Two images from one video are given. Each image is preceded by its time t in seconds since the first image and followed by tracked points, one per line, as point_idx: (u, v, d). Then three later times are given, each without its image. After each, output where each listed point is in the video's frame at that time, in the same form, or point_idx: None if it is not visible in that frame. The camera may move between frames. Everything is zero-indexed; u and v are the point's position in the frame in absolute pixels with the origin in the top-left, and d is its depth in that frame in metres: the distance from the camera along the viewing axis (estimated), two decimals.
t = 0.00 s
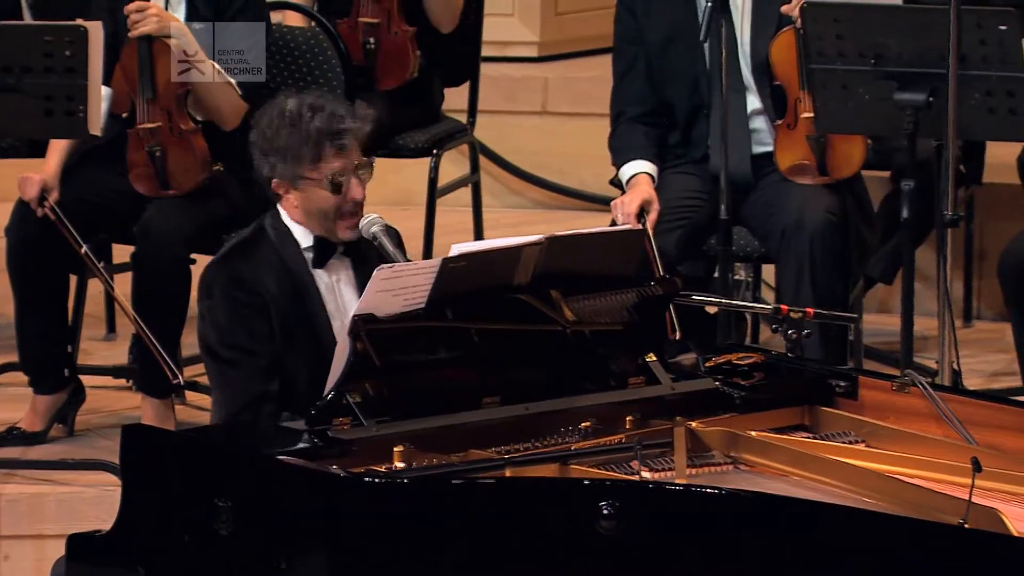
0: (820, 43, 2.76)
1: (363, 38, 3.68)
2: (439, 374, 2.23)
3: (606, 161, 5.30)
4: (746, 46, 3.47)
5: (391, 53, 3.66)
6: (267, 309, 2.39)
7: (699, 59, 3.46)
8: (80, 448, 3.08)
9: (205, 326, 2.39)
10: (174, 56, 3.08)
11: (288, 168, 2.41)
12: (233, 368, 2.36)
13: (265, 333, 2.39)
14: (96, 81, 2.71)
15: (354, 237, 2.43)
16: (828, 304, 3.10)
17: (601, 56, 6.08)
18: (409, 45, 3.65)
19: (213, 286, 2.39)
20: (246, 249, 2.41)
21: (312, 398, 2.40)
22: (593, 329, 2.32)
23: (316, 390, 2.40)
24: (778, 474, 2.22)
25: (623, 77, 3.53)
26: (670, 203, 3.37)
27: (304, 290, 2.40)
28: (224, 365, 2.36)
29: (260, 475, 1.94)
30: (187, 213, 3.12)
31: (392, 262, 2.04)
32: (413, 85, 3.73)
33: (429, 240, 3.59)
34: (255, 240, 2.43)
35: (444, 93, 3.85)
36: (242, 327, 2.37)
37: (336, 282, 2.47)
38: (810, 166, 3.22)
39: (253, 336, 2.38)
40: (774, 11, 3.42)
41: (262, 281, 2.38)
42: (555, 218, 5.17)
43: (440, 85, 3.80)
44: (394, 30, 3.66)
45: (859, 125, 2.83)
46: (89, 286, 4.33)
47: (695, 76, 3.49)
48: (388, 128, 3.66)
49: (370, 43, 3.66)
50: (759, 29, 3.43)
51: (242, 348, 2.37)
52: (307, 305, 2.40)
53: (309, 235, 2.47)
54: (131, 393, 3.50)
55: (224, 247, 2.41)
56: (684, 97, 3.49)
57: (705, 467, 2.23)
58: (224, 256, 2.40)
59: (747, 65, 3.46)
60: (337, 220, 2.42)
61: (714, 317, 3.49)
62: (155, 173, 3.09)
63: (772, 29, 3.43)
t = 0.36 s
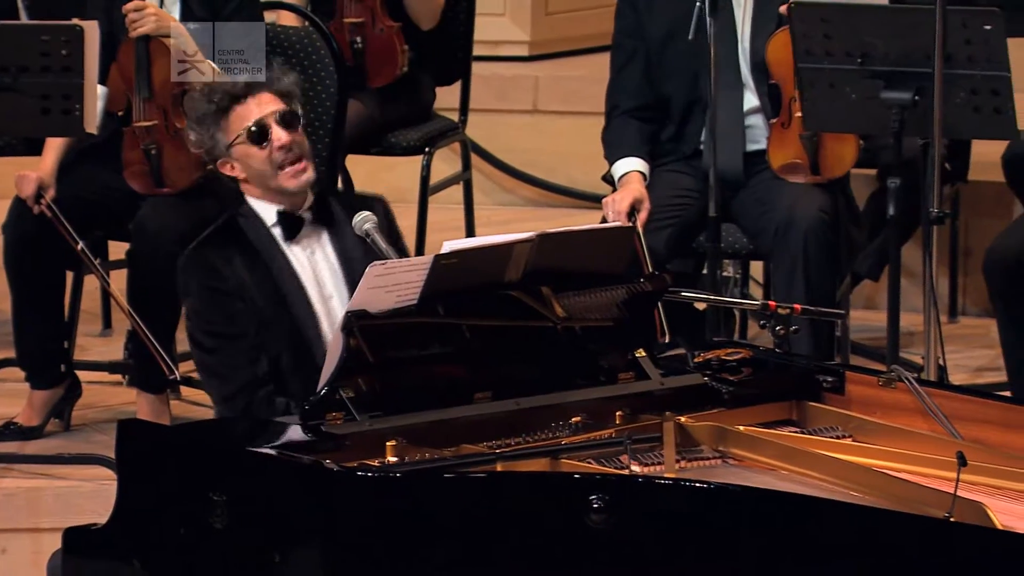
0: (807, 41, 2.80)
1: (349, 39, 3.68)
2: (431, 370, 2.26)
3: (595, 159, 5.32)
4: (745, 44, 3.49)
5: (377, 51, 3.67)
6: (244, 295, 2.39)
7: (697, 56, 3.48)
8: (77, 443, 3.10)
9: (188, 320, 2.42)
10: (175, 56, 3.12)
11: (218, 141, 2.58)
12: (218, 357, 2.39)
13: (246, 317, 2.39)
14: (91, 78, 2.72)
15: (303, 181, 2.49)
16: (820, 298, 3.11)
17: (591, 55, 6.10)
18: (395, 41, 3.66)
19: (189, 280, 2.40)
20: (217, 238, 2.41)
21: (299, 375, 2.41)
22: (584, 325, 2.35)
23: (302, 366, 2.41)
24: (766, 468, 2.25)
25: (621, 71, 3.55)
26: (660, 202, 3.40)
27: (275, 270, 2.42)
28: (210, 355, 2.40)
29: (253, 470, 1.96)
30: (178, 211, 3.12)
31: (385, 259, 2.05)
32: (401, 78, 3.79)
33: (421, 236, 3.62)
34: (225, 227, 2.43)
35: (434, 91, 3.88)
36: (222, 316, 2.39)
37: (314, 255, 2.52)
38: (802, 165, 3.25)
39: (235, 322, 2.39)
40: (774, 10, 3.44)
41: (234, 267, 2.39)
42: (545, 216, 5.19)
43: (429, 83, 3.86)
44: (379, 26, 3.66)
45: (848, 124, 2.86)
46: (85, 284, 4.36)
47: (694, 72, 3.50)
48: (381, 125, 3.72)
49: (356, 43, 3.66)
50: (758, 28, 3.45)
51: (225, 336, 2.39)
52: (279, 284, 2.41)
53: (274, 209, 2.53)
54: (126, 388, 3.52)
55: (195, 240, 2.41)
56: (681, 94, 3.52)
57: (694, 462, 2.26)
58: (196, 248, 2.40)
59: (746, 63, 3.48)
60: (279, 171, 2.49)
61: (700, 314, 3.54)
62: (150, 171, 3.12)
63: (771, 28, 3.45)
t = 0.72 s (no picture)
0: (798, 43, 2.83)
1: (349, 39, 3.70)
2: (427, 368, 2.29)
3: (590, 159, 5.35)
4: (746, 43, 3.51)
5: (377, 52, 3.68)
6: (245, 303, 2.44)
7: (695, 54, 3.51)
8: (77, 439, 3.13)
9: (190, 323, 2.48)
10: (174, 56, 3.13)
11: (243, 148, 2.52)
12: (218, 362, 2.45)
13: (247, 324, 2.44)
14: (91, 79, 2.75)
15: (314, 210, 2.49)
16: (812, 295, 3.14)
17: (586, 56, 6.12)
18: (394, 43, 3.67)
19: (192, 284, 2.46)
20: (222, 245, 2.47)
21: (297, 385, 2.45)
22: (578, 322, 2.38)
23: (300, 376, 2.45)
24: (758, 464, 2.28)
25: (621, 67, 3.59)
26: (656, 202, 3.42)
27: (279, 281, 2.45)
28: (210, 359, 2.46)
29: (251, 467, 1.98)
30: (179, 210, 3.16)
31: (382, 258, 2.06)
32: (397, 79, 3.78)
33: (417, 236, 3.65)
34: (231, 235, 2.48)
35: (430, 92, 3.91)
36: (222, 322, 2.45)
37: (317, 270, 2.55)
38: (797, 163, 3.32)
39: (235, 329, 2.44)
40: (774, 10, 3.47)
41: (237, 276, 2.44)
42: (540, 215, 5.22)
43: (426, 85, 3.88)
44: (379, 28, 3.68)
45: (836, 125, 2.89)
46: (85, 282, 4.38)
47: (693, 69, 3.52)
48: (377, 125, 3.76)
49: (355, 44, 3.69)
50: (759, 26, 3.48)
51: (224, 341, 2.45)
52: (282, 296, 2.45)
53: (282, 224, 2.54)
54: (126, 385, 3.55)
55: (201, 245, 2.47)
56: (680, 90, 3.53)
57: (687, 458, 2.28)
58: (202, 253, 2.46)
59: (746, 61, 3.51)
60: (294, 194, 2.48)
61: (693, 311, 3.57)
62: (149, 170, 3.14)
63: (771, 27, 3.48)
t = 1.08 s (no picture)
0: (791, 45, 2.87)
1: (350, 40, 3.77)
2: (425, 366, 2.32)
3: (586, 159, 5.38)
4: (740, 45, 3.55)
5: (378, 54, 3.75)
6: (262, 296, 2.48)
7: (691, 56, 3.55)
8: (80, 436, 3.16)
9: (202, 311, 2.49)
10: (174, 57, 3.17)
11: (278, 145, 2.54)
12: (229, 351, 2.46)
13: (261, 317, 2.49)
14: (94, 80, 2.80)
15: (332, 218, 2.52)
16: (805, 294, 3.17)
17: (581, 58, 6.16)
18: (396, 45, 3.74)
19: (212, 272, 2.48)
20: (244, 237, 2.51)
21: (305, 381, 2.51)
22: (573, 320, 2.41)
23: (309, 373, 2.50)
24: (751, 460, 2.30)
25: (617, 68, 3.61)
26: (651, 201, 3.46)
27: (297, 277, 2.50)
28: (222, 348, 2.46)
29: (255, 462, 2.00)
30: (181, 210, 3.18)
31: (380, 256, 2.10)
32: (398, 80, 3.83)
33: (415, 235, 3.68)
34: (253, 229, 2.53)
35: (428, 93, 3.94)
36: (237, 312, 2.48)
37: (333, 268, 2.57)
38: (790, 164, 3.34)
39: (250, 320, 2.48)
40: (769, 13, 3.50)
41: (258, 268, 2.48)
42: (537, 214, 5.25)
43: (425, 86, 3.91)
44: (381, 32, 3.75)
45: (828, 125, 2.91)
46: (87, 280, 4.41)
47: (688, 71, 3.56)
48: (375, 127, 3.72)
49: (357, 45, 3.76)
50: (754, 29, 3.51)
51: (237, 331, 2.47)
52: (299, 291, 2.49)
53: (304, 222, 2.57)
54: (127, 383, 3.58)
55: (223, 235, 2.50)
56: (675, 91, 3.57)
57: (682, 454, 2.31)
58: (224, 243, 2.49)
59: (741, 63, 3.55)
60: (316, 199, 2.51)
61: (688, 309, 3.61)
62: (151, 170, 3.17)
63: (766, 29, 3.51)
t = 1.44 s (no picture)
0: (786, 47, 2.89)
1: (351, 43, 3.82)
2: (425, 365, 2.35)
3: (585, 161, 5.41)
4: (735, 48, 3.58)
5: (378, 57, 3.79)
6: (264, 290, 2.52)
7: (687, 59, 3.57)
8: (85, 433, 3.19)
9: (206, 305, 2.52)
10: (175, 57, 3.19)
11: (270, 134, 2.59)
12: (232, 344, 2.49)
13: (263, 310, 2.51)
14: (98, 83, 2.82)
15: (318, 213, 2.56)
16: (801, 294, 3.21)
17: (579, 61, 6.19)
18: (395, 48, 3.78)
19: (215, 267, 2.52)
20: (247, 233, 2.55)
21: (306, 373, 2.52)
22: (572, 320, 2.45)
23: (310, 366, 2.52)
24: (748, 458, 2.34)
25: (613, 71, 3.64)
26: (647, 202, 3.48)
27: (298, 270, 2.53)
28: (225, 341, 2.49)
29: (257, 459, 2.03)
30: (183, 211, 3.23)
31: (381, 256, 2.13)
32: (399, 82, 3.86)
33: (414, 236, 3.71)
34: (255, 225, 2.57)
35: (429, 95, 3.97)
36: (240, 305, 2.51)
37: (335, 265, 2.60)
38: (785, 166, 3.37)
39: (252, 313, 2.51)
40: (762, 16, 3.53)
41: (260, 262, 2.52)
42: (536, 216, 5.29)
43: (425, 88, 3.94)
44: (381, 34, 3.79)
45: (824, 127, 2.95)
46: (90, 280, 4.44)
47: (683, 73, 3.59)
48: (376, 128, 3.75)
49: (357, 48, 3.80)
50: (749, 32, 3.53)
51: (240, 324, 2.50)
52: (300, 284, 2.52)
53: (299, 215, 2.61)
54: (131, 382, 3.61)
55: (226, 231, 2.54)
56: (671, 93, 3.60)
57: (679, 452, 2.34)
58: (227, 239, 2.53)
59: (735, 65, 3.58)
60: (303, 193, 2.56)
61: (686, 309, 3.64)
62: (156, 171, 3.20)
63: (759, 32, 3.53)
